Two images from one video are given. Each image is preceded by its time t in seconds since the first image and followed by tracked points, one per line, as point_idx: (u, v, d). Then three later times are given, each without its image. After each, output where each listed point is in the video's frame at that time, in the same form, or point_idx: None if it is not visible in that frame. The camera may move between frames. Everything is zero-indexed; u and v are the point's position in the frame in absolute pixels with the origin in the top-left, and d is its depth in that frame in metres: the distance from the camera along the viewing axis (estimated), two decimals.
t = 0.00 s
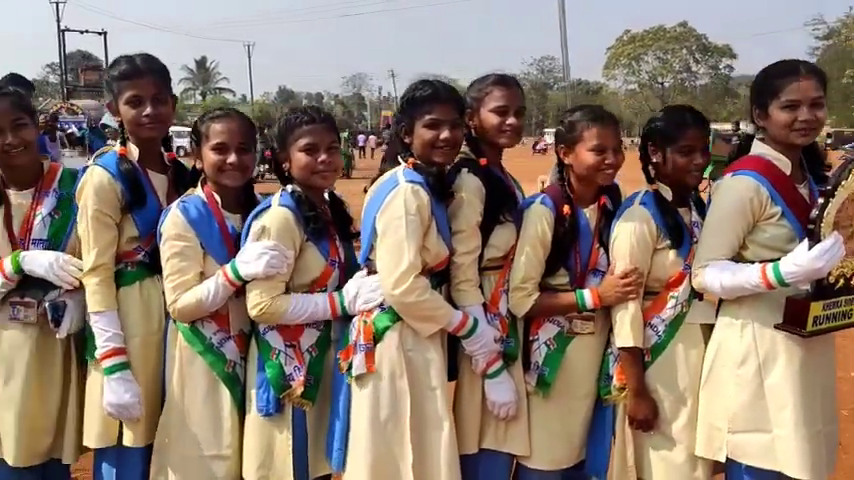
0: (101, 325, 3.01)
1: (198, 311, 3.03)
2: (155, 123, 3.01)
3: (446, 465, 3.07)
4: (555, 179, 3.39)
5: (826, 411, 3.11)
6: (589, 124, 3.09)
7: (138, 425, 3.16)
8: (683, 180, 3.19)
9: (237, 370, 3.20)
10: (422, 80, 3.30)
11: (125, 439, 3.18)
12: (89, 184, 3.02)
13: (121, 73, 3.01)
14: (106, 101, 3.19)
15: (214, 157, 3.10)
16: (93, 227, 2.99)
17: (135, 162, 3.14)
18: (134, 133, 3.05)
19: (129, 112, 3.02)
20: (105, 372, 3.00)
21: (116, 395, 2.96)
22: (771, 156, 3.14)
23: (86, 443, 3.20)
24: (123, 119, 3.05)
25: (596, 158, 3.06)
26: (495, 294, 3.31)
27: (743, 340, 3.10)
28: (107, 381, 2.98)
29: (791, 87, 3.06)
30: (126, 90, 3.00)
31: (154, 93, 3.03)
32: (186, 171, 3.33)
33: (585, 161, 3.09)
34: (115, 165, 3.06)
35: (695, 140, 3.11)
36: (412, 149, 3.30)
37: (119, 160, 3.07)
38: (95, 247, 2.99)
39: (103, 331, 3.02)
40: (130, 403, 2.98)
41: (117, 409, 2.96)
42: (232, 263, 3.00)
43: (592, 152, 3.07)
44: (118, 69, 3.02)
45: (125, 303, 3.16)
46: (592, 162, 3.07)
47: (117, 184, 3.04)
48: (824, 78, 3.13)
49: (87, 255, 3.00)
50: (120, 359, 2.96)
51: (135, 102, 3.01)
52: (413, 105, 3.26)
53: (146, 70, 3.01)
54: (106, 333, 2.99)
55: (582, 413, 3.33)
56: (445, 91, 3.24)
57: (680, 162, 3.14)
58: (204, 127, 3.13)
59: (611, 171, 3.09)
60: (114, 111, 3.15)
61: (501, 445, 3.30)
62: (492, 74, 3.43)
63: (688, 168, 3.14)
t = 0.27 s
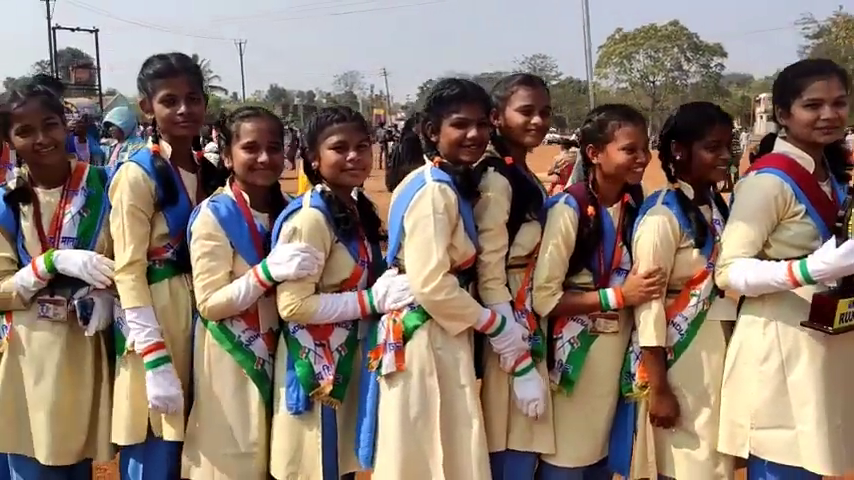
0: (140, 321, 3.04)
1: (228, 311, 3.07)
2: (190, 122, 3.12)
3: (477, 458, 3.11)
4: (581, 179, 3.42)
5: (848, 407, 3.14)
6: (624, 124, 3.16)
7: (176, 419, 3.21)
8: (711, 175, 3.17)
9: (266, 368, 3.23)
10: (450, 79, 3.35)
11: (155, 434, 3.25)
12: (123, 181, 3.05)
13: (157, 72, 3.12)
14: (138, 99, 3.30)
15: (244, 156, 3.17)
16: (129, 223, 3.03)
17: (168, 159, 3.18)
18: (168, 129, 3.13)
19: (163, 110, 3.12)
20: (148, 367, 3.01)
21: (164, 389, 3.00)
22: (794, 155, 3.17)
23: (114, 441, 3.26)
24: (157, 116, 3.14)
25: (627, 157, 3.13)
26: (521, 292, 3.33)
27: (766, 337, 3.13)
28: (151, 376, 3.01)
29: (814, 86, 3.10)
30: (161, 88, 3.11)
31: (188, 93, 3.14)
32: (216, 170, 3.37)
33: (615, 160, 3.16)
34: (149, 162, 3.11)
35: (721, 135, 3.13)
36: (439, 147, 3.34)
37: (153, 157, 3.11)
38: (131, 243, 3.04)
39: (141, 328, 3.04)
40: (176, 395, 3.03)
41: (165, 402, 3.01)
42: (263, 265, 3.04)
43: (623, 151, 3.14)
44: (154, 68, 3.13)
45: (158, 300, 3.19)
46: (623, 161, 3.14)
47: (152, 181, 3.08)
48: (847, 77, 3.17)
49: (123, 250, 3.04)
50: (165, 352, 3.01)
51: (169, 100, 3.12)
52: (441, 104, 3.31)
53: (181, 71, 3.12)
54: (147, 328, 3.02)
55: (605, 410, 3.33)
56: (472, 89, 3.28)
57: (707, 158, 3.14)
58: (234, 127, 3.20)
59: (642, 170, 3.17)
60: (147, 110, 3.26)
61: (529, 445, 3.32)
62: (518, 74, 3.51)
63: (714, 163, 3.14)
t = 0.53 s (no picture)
0: (164, 318, 3.08)
1: (251, 307, 3.08)
2: (214, 117, 3.18)
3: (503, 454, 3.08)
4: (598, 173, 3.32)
5: None
6: (649, 119, 3.10)
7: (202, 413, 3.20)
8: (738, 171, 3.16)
9: (288, 364, 3.23)
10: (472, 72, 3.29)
11: (175, 427, 3.23)
12: (147, 176, 3.10)
13: (182, 65, 3.18)
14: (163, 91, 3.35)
15: (265, 151, 3.14)
16: (153, 217, 3.07)
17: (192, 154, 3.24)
18: (192, 122, 3.21)
19: (187, 104, 3.20)
20: (177, 363, 3.08)
21: (196, 382, 3.08)
22: (822, 150, 3.13)
23: (132, 438, 3.25)
24: (181, 111, 3.22)
25: (654, 153, 3.09)
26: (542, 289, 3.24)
27: (793, 336, 3.10)
28: (180, 370, 3.08)
29: (842, 81, 3.06)
30: (186, 80, 3.18)
31: (213, 88, 3.23)
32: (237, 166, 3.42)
33: (642, 157, 3.11)
34: (173, 156, 3.17)
35: (753, 130, 3.09)
36: (460, 142, 3.31)
37: (177, 151, 3.18)
38: (156, 237, 3.07)
39: (168, 324, 3.08)
40: (205, 386, 3.11)
41: (196, 394, 3.08)
42: (287, 260, 3.04)
43: (650, 148, 3.10)
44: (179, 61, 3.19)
45: (181, 295, 3.22)
46: (650, 157, 3.10)
47: (176, 175, 3.13)
48: None
49: (147, 245, 3.08)
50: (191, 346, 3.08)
51: (194, 95, 3.19)
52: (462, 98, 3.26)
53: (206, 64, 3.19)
54: (172, 324, 3.08)
55: (627, 409, 3.24)
56: (496, 83, 3.23)
57: (739, 154, 3.11)
58: (255, 121, 3.17)
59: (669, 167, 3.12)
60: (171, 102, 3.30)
61: (550, 444, 3.21)
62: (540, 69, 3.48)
63: (746, 161, 3.12)
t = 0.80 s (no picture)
0: (173, 316, 3.04)
1: (261, 304, 3.00)
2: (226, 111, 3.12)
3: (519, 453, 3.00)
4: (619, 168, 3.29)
5: None
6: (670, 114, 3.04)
7: (213, 412, 3.13)
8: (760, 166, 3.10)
9: (299, 363, 3.15)
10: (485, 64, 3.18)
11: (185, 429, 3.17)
12: (157, 171, 3.06)
13: (196, 57, 3.14)
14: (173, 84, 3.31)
15: (276, 145, 3.09)
16: (163, 213, 3.03)
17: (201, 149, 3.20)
18: (203, 117, 3.15)
19: (200, 97, 3.14)
20: (188, 361, 3.03)
21: (207, 381, 3.03)
22: (846, 144, 3.05)
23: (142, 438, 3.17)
24: (192, 104, 3.15)
25: (675, 149, 3.03)
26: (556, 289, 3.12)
27: (817, 335, 3.04)
28: (191, 369, 3.03)
29: None
30: (199, 72, 3.13)
31: (226, 82, 3.16)
32: (245, 162, 3.41)
33: (663, 153, 3.05)
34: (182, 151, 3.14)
35: (781, 124, 3.02)
36: (473, 135, 3.20)
37: (186, 146, 3.14)
38: (167, 233, 3.02)
39: (179, 322, 3.04)
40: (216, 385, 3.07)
41: (207, 393, 3.03)
42: (299, 256, 2.96)
43: (671, 144, 3.04)
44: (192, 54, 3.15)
45: (192, 293, 3.18)
46: (671, 154, 3.04)
47: (186, 170, 3.10)
48: None
49: (157, 240, 3.02)
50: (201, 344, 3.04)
51: (207, 88, 3.14)
52: (475, 91, 3.15)
53: (221, 58, 3.15)
54: (182, 322, 3.04)
55: (646, 410, 3.17)
56: (511, 76, 3.12)
57: (766, 148, 3.04)
58: (267, 114, 3.12)
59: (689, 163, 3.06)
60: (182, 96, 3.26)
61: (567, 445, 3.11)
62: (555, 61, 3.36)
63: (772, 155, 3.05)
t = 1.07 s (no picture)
0: (178, 318, 2.99)
1: (265, 304, 2.93)
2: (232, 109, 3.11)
3: (528, 455, 2.89)
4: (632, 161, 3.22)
5: None
6: (683, 109, 3.01)
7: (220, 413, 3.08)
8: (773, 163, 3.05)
9: (303, 364, 3.09)
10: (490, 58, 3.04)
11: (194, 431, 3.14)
12: (158, 170, 2.99)
13: (201, 53, 3.09)
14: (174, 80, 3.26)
15: (279, 143, 3.02)
16: (166, 214, 2.96)
17: (202, 147, 3.13)
18: (207, 114, 3.10)
19: (204, 94, 3.10)
20: (194, 364, 2.98)
21: (213, 383, 2.98)
22: None
23: (152, 439, 3.14)
24: (196, 100, 3.12)
25: (691, 146, 2.99)
26: (564, 287, 3.04)
27: (829, 333, 2.99)
28: (197, 373, 2.98)
29: None
30: (204, 69, 3.08)
31: (232, 79, 3.12)
32: (246, 159, 3.35)
33: (679, 150, 3.01)
34: (183, 149, 3.06)
35: (793, 120, 2.98)
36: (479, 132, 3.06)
37: (187, 145, 3.07)
38: (169, 233, 2.97)
39: (184, 324, 2.99)
40: (223, 389, 3.01)
41: (213, 397, 2.98)
42: (303, 256, 2.89)
43: (687, 140, 3.00)
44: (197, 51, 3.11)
45: (197, 294, 3.13)
46: (687, 150, 3.00)
47: (188, 170, 3.03)
48: None
49: (160, 240, 2.97)
50: (207, 347, 2.99)
51: (212, 85, 3.10)
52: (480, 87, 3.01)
53: (226, 54, 3.11)
54: (187, 324, 2.98)
55: (658, 410, 3.13)
56: (517, 71, 2.97)
57: (779, 145, 3.00)
58: (269, 111, 3.05)
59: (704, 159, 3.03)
60: (184, 92, 3.20)
61: (576, 446, 3.03)
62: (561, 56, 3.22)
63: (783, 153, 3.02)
